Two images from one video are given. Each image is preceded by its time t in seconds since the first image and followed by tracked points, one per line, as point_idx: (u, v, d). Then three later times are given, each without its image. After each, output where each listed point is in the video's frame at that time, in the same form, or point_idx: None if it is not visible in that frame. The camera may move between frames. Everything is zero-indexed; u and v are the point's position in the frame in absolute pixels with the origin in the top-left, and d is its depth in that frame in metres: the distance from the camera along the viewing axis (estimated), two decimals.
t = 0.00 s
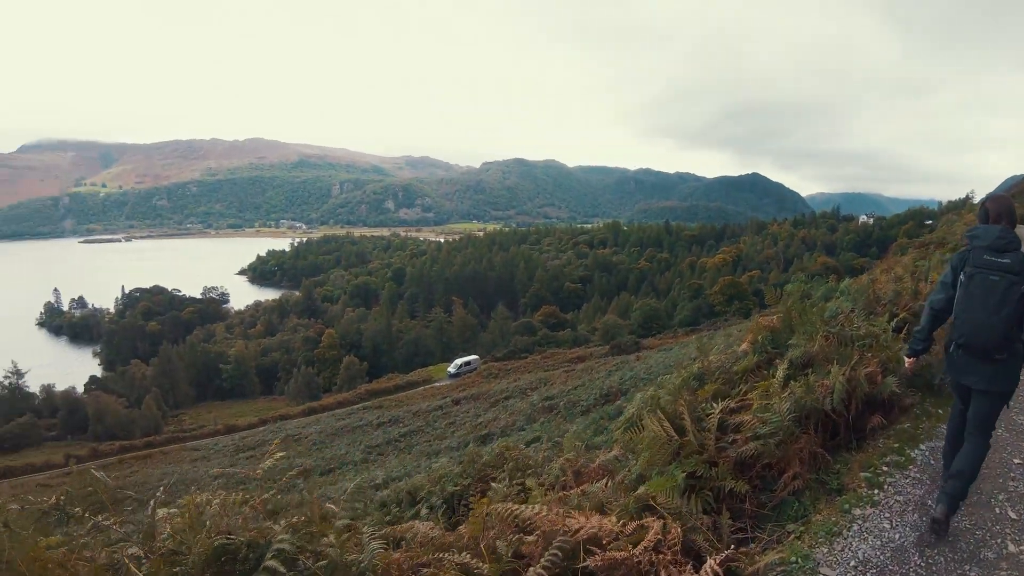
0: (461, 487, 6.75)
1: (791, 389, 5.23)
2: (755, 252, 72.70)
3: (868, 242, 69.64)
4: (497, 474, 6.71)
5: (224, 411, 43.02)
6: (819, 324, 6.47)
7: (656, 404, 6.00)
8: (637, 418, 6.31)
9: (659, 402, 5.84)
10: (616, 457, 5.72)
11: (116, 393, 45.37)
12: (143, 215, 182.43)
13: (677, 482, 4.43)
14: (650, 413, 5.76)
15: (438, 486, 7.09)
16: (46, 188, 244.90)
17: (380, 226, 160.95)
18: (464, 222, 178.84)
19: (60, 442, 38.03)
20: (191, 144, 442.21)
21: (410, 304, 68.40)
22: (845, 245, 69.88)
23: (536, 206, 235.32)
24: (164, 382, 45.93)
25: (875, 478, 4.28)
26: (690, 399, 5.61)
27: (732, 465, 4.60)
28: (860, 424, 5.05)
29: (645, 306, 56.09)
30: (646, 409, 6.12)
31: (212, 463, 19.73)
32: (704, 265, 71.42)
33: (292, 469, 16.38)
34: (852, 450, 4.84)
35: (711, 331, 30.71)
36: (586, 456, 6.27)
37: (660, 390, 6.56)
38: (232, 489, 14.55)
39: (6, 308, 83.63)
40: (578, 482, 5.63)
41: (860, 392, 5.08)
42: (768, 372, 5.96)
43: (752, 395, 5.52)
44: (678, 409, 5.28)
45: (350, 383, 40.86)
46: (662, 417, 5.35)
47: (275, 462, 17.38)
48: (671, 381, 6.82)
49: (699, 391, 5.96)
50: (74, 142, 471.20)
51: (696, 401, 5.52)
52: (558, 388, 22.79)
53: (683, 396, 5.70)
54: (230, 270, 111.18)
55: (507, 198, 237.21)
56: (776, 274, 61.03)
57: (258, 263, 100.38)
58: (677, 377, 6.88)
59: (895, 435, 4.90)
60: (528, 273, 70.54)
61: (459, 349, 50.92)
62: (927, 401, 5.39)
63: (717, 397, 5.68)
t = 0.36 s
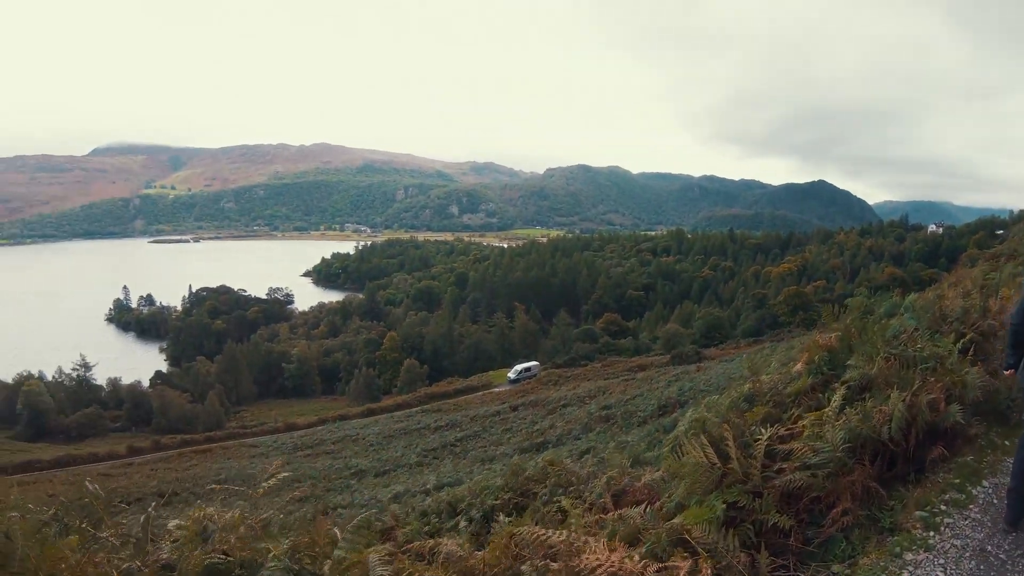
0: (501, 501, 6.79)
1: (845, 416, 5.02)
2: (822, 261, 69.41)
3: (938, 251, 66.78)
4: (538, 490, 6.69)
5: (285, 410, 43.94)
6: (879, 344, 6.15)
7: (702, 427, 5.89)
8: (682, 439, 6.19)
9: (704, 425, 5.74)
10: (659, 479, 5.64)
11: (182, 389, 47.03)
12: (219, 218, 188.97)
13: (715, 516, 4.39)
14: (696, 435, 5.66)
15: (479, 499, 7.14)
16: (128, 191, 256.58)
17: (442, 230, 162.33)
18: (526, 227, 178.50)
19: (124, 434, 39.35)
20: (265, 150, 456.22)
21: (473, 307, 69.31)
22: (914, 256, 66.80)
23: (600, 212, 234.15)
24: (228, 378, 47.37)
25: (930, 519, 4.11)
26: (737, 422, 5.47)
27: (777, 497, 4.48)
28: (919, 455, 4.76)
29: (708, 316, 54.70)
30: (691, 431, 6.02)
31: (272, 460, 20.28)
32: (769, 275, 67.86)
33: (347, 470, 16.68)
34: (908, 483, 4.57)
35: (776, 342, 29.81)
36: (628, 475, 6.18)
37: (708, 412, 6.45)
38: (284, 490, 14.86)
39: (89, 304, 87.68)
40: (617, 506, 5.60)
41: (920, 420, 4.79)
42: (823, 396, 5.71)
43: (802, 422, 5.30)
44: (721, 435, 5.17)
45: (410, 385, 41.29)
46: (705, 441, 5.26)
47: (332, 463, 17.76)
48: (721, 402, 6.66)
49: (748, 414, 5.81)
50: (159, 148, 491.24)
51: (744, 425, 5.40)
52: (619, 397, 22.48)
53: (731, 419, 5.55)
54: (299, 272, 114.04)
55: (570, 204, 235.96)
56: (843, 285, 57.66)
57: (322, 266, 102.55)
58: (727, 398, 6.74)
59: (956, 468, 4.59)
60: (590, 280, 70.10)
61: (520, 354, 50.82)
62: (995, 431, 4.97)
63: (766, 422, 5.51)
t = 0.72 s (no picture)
0: (545, 520, 6.74)
1: (902, 452, 4.79)
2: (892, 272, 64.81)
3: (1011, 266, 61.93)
4: (583, 511, 6.61)
5: (348, 413, 44.69)
6: (945, 371, 5.84)
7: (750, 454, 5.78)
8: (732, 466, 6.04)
9: (753, 453, 5.64)
10: (706, 507, 5.55)
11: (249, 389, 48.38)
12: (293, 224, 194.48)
13: (755, 557, 4.30)
14: (745, 464, 5.56)
15: (523, 517, 7.08)
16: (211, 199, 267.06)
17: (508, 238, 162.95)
18: (593, 236, 177.44)
19: (188, 430, 40.34)
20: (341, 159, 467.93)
21: (538, 317, 69.03)
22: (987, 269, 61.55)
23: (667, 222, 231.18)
24: (292, 380, 48.71)
25: (987, 568, 3.77)
26: (787, 453, 5.40)
27: (826, 537, 4.36)
28: (982, 495, 4.42)
29: (774, 330, 52.89)
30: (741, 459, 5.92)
31: (333, 463, 20.70)
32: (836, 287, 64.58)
33: (405, 476, 16.83)
34: (968, 526, 4.25)
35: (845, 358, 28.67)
36: (675, 500, 6.05)
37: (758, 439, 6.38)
38: (339, 495, 15.05)
39: (168, 305, 91.30)
40: (660, 535, 5.50)
41: (984, 458, 4.47)
42: (881, 427, 5.49)
43: (855, 456, 5.13)
44: (769, 466, 5.06)
45: (472, 394, 41.46)
46: (752, 474, 5.14)
47: (388, 469, 17.92)
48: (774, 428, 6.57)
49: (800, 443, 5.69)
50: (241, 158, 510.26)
51: (796, 457, 5.30)
52: (681, 412, 21.99)
53: (782, 450, 5.45)
54: (368, 278, 116.10)
55: (640, 214, 233.33)
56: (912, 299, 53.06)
57: (390, 273, 104.20)
58: (780, 425, 6.65)
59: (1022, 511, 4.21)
60: (656, 292, 69.09)
61: (584, 366, 50.42)
62: None
63: (819, 454, 5.38)
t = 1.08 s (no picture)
0: (589, 537, 6.67)
1: (961, 487, 4.61)
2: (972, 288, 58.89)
3: None
4: (629, 530, 6.47)
5: (412, 419, 45.19)
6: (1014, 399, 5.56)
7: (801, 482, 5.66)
8: (782, 491, 5.94)
9: (804, 479, 5.56)
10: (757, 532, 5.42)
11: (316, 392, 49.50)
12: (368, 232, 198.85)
13: None
14: (793, 492, 5.50)
15: (568, 532, 7.07)
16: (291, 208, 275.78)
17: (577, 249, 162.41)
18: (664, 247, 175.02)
19: (254, 430, 41.39)
20: (417, 170, 476.83)
21: (606, 328, 68.26)
22: None
23: (741, 234, 226.11)
24: (361, 384, 49.77)
25: None
26: (839, 482, 5.28)
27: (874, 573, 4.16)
28: None
29: (845, 345, 50.52)
30: (792, 485, 5.82)
31: (394, 468, 20.95)
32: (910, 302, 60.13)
33: (463, 484, 16.82)
34: None
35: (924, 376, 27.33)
36: (724, 524, 5.88)
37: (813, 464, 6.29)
38: (398, 499, 15.19)
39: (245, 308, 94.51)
40: (705, 561, 5.35)
41: None
42: (942, 458, 5.30)
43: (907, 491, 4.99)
44: (818, 494, 4.94)
45: (537, 404, 41.28)
46: (798, 502, 5.04)
47: (448, 475, 17.99)
48: (829, 455, 6.49)
49: (853, 472, 5.58)
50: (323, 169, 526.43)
51: (847, 486, 5.20)
52: (745, 429, 21.27)
53: (833, 477, 5.36)
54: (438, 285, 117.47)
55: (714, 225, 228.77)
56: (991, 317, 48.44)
57: (460, 281, 105.15)
58: (837, 451, 6.56)
59: None
60: (726, 305, 67.55)
61: (652, 379, 49.54)
62: None
63: (873, 484, 5.26)
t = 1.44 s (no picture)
0: (634, 556, 6.64)
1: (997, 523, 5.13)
2: None
3: None
4: (675, 551, 6.41)
5: (477, 425, 45.55)
6: None
7: (854, 513, 6.44)
8: (837, 519, 6.68)
9: (858, 512, 6.25)
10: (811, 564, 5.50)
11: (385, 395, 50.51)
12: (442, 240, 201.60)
13: None
14: (848, 522, 6.21)
15: (614, 548, 7.04)
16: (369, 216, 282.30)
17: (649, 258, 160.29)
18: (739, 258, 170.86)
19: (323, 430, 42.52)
20: (494, 178, 481.38)
21: (676, 340, 67.13)
22: None
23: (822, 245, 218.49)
24: (429, 389, 50.56)
25: None
26: (890, 514, 5.92)
27: None
28: None
29: (920, 362, 47.93)
30: (848, 515, 6.51)
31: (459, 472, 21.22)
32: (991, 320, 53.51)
33: (525, 492, 16.86)
34: None
35: (1007, 395, 25.84)
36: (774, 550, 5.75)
37: (869, 493, 6.86)
38: (458, 505, 15.32)
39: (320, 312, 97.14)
40: None
41: None
42: (989, 495, 5.79)
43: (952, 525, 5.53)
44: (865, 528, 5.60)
45: (604, 415, 41.01)
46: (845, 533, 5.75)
47: (510, 483, 18.05)
48: (886, 484, 7.05)
49: (906, 505, 6.17)
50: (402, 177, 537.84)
51: (896, 518, 5.85)
52: (814, 447, 20.58)
53: (884, 510, 6.01)
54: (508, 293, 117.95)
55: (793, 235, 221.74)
56: None
57: (531, 290, 105.41)
58: (894, 481, 7.05)
59: None
60: (799, 318, 65.64)
61: (722, 393, 48.46)
62: None
63: (922, 517, 5.83)
